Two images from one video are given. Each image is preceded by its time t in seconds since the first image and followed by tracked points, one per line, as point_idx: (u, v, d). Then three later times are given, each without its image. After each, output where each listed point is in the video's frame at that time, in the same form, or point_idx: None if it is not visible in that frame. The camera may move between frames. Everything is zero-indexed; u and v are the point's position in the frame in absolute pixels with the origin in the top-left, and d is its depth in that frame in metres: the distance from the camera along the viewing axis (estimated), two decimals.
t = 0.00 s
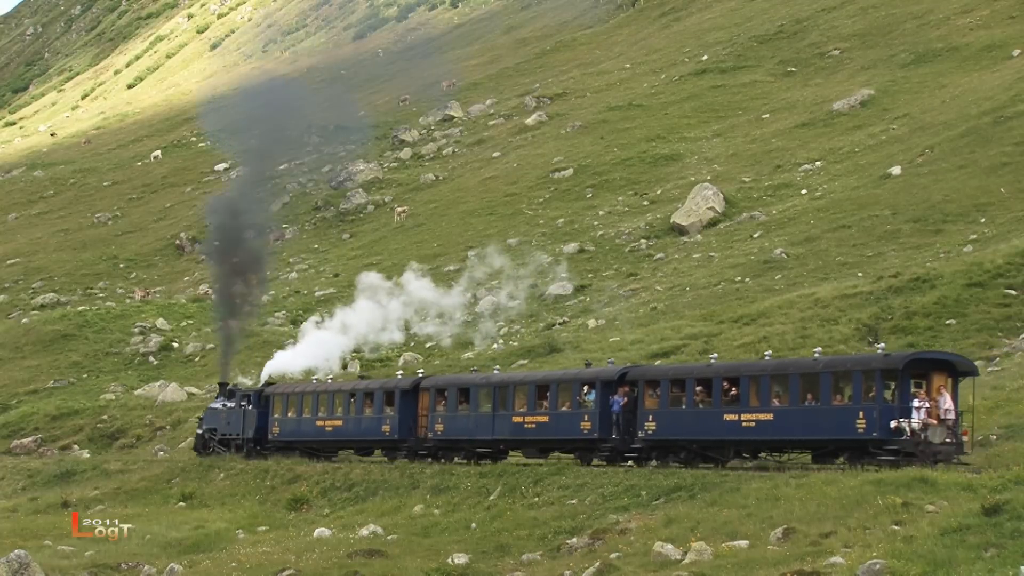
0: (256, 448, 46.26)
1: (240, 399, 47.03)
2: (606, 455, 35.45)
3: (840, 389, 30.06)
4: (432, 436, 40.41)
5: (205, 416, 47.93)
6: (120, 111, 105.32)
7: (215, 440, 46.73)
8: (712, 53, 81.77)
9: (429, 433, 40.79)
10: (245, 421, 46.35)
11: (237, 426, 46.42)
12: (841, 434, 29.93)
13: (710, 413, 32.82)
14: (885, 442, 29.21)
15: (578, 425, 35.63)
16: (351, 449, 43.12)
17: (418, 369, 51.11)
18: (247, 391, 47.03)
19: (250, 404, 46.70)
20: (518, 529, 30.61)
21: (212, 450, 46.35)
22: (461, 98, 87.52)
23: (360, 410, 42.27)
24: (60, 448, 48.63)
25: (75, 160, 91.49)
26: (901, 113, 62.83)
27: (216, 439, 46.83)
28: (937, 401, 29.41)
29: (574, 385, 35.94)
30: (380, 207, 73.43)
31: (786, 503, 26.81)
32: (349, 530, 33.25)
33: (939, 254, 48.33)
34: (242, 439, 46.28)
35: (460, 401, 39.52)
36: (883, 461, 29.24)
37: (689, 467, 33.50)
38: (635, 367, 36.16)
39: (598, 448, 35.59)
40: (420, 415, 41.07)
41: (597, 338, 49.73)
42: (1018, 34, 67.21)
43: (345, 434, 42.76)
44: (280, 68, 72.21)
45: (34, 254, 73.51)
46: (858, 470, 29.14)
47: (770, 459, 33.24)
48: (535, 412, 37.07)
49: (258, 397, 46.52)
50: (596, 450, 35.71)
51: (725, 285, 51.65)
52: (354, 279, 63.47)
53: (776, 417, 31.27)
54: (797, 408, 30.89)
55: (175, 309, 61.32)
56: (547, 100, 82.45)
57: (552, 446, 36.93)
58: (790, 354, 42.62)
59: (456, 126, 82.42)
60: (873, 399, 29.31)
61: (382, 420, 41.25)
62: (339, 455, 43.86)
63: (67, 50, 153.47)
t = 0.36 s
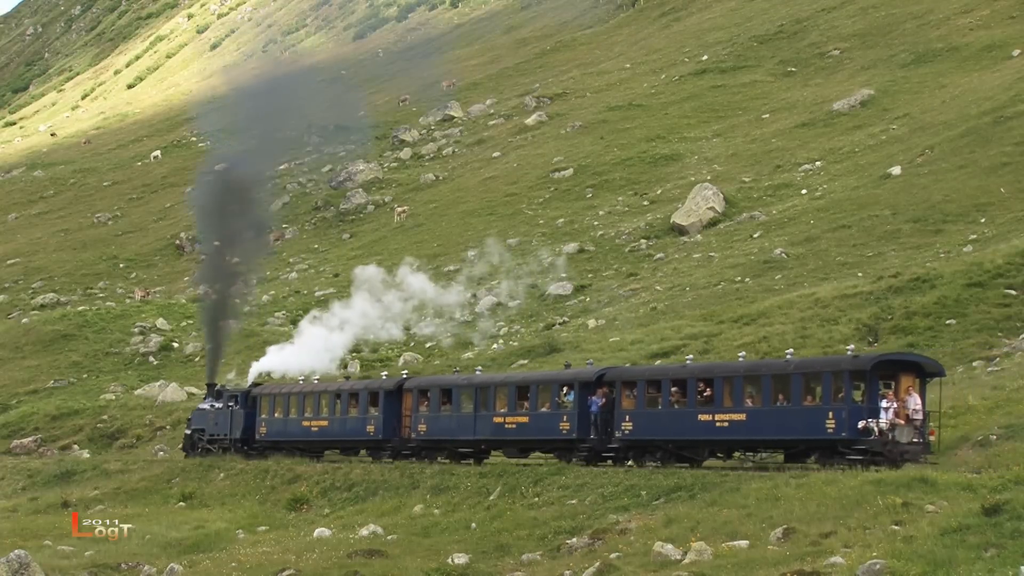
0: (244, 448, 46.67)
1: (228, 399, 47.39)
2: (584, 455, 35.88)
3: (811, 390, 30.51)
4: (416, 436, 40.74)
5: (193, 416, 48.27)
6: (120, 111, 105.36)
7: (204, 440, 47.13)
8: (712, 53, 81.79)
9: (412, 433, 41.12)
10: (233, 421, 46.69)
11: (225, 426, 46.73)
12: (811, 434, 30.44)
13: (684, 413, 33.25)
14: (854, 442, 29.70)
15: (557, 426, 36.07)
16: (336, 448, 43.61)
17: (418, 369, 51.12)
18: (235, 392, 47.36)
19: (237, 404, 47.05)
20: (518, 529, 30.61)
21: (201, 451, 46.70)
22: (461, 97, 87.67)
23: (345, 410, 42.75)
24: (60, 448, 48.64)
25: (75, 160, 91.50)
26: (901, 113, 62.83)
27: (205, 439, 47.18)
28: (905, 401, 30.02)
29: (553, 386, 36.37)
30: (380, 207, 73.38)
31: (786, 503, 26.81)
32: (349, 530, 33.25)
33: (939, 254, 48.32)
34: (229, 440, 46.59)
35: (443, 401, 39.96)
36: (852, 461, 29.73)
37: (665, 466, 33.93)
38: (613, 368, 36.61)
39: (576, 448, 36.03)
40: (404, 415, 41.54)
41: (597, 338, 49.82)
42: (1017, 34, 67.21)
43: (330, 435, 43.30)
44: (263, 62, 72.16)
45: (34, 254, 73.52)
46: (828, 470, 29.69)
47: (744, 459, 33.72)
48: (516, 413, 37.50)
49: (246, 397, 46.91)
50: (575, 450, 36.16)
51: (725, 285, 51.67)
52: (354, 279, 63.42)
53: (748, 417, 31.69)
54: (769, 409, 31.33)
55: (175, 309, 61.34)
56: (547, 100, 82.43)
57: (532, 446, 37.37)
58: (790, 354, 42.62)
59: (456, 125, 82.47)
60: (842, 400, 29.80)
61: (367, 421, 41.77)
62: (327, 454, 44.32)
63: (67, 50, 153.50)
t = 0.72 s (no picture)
0: (231, 448, 47.11)
1: (216, 400, 47.85)
2: (563, 455, 36.31)
3: (783, 391, 30.92)
4: (399, 437, 41.17)
5: (182, 417, 48.72)
6: (120, 111, 105.40)
7: (192, 441, 47.68)
8: (712, 53, 81.79)
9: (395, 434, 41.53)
10: (220, 421, 47.11)
11: (213, 427, 47.16)
12: (782, 435, 30.92)
13: (660, 414, 33.62)
14: (824, 442, 30.16)
15: (537, 426, 36.44)
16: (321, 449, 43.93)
17: (418, 369, 51.13)
18: (223, 393, 47.85)
19: (225, 405, 47.51)
20: (517, 529, 30.60)
21: (188, 451, 47.18)
22: (460, 97, 87.81)
23: (331, 411, 43.15)
24: (60, 448, 48.63)
25: (75, 160, 91.53)
26: (901, 113, 62.83)
27: (193, 440, 47.63)
28: (875, 401, 30.55)
29: (533, 387, 36.74)
30: (380, 207, 73.32)
31: (786, 503, 26.79)
32: (349, 530, 33.25)
33: (939, 254, 48.31)
34: (216, 440, 46.98)
35: (426, 402, 40.28)
36: (822, 461, 30.17)
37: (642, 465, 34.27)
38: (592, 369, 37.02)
39: (555, 448, 36.43)
40: (388, 416, 41.86)
41: (596, 337, 49.92)
42: (1018, 34, 67.21)
43: (316, 435, 43.66)
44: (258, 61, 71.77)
45: (34, 254, 73.52)
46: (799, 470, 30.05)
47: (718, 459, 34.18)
48: (497, 414, 37.88)
49: (233, 398, 47.36)
50: (554, 450, 36.56)
51: (724, 285, 51.67)
52: (354, 279, 63.40)
53: (723, 417, 32.07)
54: (743, 409, 31.72)
55: (175, 309, 61.38)
56: (547, 100, 82.42)
57: (513, 447, 37.78)
58: (790, 354, 42.62)
59: (456, 125, 82.49)
60: (813, 401, 30.25)
61: (352, 421, 42.09)
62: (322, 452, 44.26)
63: (67, 50, 153.52)
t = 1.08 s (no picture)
0: (219, 448, 47.51)
1: (204, 401, 48.21)
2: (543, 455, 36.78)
3: (756, 391, 31.31)
4: (383, 435, 41.80)
5: (170, 418, 48.99)
6: (120, 111, 105.43)
7: (180, 441, 47.75)
8: (712, 53, 81.79)
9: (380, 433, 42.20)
10: (209, 422, 47.47)
11: (201, 427, 47.49)
12: (755, 434, 31.24)
13: (637, 414, 34.07)
14: (795, 442, 30.55)
15: (517, 426, 36.90)
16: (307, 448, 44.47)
17: (418, 368, 51.11)
18: (211, 394, 48.23)
19: (213, 406, 47.88)
20: (517, 529, 30.60)
21: (178, 452, 47.45)
22: (460, 97, 87.85)
23: (317, 411, 43.65)
24: (60, 448, 48.62)
25: (75, 160, 91.57)
26: (901, 113, 62.83)
27: (182, 440, 47.88)
28: (845, 403, 30.76)
29: (513, 387, 37.18)
30: (380, 207, 73.28)
31: (786, 503, 26.79)
32: (349, 530, 33.24)
33: (939, 254, 48.30)
34: (205, 440, 47.28)
35: (410, 403, 40.80)
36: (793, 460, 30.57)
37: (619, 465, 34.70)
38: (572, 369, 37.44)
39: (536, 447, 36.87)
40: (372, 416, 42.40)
41: (595, 337, 49.90)
42: (1018, 34, 67.21)
43: (302, 435, 44.17)
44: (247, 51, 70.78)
45: (34, 254, 73.51)
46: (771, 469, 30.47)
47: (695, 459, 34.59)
48: (478, 414, 38.34)
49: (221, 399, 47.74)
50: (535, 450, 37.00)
51: (725, 285, 51.66)
52: (354, 279, 63.42)
53: (697, 418, 32.48)
54: (716, 410, 32.13)
55: (174, 310, 61.42)
56: (547, 100, 82.42)
57: (494, 447, 38.22)
58: (790, 354, 42.61)
59: (456, 125, 82.49)
60: (783, 401, 30.62)
61: (337, 421, 42.65)
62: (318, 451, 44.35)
63: (67, 50, 153.53)
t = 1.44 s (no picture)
0: (207, 449, 47.79)
1: (193, 403, 48.52)
2: (524, 455, 37.22)
3: (729, 392, 31.79)
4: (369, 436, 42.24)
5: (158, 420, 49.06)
6: (120, 111, 105.48)
7: (170, 441, 47.85)
8: (712, 53, 81.79)
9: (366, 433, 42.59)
10: (197, 422, 47.72)
11: (190, 428, 47.70)
12: (728, 435, 31.74)
13: (615, 415, 34.53)
14: (767, 442, 31.01)
15: (499, 427, 37.37)
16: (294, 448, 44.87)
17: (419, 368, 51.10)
18: (199, 395, 48.57)
19: (201, 407, 48.22)
20: (517, 529, 30.60)
21: (167, 451, 47.49)
22: (459, 96, 87.87)
23: (303, 412, 44.03)
24: (60, 448, 48.61)
25: (75, 160, 91.62)
26: (901, 113, 62.83)
27: (171, 441, 47.95)
28: (817, 404, 31.52)
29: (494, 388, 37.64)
30: (380, 207, 73.23)
31: (786, 503, 26.79)
32: (349, 530, 33.24)
33: (939, 254, 48.30)
34: (193, 440, 47.52)
35: (394, 403, 41.22)
36: (765, 460, 31.03)
37: (597, 464, 35.13)
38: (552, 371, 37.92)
39: (516, 447, 37.33)
40: (358, 416, 42.81)
41: (595, 337, 50.01)
42: (1018, 34, 67.21)
43: (289, 435, 44.61)
44: (237, 39, 69.71)
45: (34, 254, 73.51)
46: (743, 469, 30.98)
47: (672, 459, 35.01)
48: (461, 414, 38.81)
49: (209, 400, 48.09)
50: (516, 450, 37.45)
51: (725, 285, 51.66)
52: (354, 279, 63.49)
53: (672, 418, 32.95)
54: (692, 411, 32.58)
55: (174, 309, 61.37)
56: (547, 100, 82.41)
57: (477, 447, 38.66)
58: (790, 354, 42.64)
59: (456, 125, 82.48)
60: (756, 402, 31.11)
61: (323, 421, 43.08)
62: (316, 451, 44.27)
63: (67, 50, 153.56)
